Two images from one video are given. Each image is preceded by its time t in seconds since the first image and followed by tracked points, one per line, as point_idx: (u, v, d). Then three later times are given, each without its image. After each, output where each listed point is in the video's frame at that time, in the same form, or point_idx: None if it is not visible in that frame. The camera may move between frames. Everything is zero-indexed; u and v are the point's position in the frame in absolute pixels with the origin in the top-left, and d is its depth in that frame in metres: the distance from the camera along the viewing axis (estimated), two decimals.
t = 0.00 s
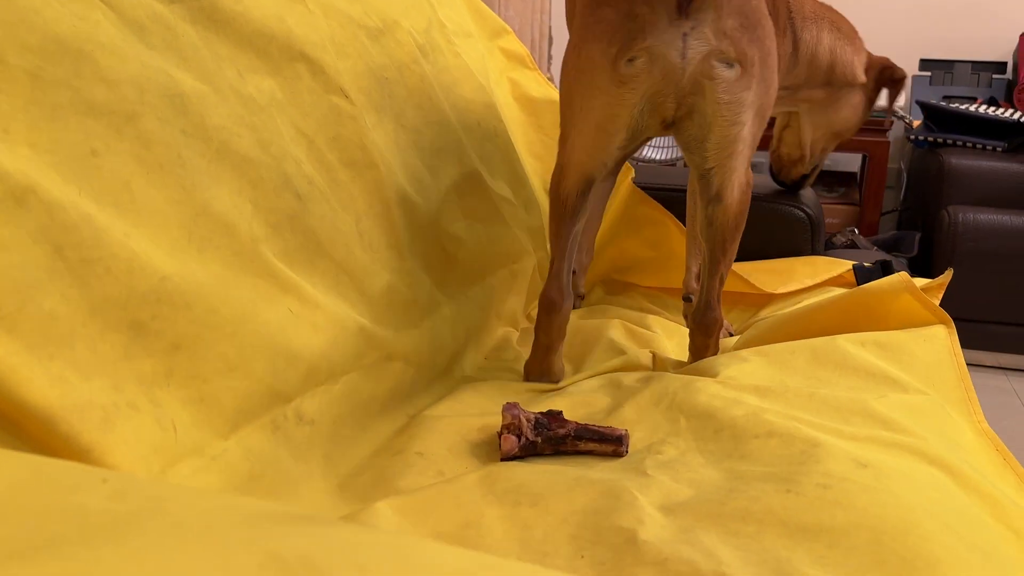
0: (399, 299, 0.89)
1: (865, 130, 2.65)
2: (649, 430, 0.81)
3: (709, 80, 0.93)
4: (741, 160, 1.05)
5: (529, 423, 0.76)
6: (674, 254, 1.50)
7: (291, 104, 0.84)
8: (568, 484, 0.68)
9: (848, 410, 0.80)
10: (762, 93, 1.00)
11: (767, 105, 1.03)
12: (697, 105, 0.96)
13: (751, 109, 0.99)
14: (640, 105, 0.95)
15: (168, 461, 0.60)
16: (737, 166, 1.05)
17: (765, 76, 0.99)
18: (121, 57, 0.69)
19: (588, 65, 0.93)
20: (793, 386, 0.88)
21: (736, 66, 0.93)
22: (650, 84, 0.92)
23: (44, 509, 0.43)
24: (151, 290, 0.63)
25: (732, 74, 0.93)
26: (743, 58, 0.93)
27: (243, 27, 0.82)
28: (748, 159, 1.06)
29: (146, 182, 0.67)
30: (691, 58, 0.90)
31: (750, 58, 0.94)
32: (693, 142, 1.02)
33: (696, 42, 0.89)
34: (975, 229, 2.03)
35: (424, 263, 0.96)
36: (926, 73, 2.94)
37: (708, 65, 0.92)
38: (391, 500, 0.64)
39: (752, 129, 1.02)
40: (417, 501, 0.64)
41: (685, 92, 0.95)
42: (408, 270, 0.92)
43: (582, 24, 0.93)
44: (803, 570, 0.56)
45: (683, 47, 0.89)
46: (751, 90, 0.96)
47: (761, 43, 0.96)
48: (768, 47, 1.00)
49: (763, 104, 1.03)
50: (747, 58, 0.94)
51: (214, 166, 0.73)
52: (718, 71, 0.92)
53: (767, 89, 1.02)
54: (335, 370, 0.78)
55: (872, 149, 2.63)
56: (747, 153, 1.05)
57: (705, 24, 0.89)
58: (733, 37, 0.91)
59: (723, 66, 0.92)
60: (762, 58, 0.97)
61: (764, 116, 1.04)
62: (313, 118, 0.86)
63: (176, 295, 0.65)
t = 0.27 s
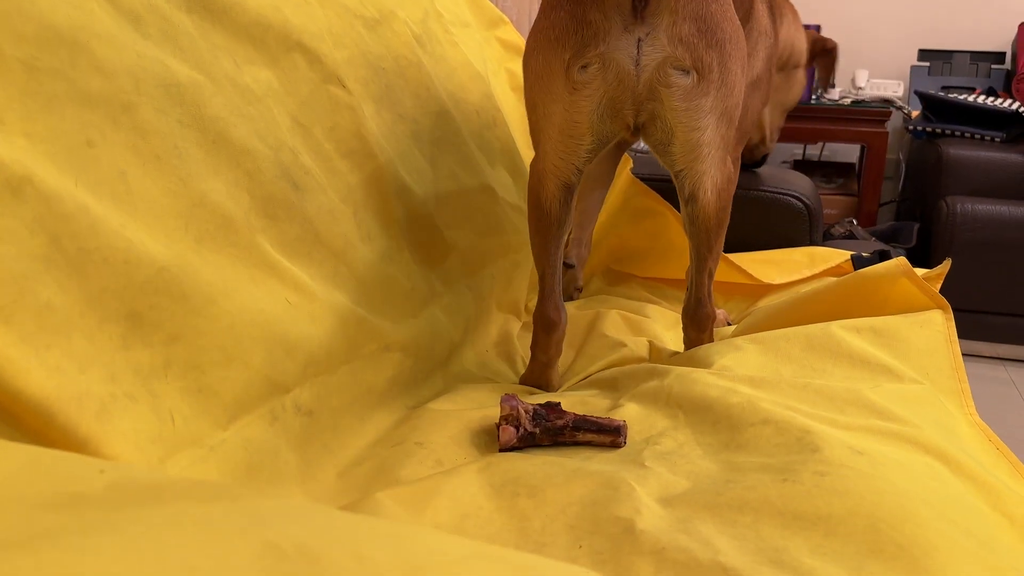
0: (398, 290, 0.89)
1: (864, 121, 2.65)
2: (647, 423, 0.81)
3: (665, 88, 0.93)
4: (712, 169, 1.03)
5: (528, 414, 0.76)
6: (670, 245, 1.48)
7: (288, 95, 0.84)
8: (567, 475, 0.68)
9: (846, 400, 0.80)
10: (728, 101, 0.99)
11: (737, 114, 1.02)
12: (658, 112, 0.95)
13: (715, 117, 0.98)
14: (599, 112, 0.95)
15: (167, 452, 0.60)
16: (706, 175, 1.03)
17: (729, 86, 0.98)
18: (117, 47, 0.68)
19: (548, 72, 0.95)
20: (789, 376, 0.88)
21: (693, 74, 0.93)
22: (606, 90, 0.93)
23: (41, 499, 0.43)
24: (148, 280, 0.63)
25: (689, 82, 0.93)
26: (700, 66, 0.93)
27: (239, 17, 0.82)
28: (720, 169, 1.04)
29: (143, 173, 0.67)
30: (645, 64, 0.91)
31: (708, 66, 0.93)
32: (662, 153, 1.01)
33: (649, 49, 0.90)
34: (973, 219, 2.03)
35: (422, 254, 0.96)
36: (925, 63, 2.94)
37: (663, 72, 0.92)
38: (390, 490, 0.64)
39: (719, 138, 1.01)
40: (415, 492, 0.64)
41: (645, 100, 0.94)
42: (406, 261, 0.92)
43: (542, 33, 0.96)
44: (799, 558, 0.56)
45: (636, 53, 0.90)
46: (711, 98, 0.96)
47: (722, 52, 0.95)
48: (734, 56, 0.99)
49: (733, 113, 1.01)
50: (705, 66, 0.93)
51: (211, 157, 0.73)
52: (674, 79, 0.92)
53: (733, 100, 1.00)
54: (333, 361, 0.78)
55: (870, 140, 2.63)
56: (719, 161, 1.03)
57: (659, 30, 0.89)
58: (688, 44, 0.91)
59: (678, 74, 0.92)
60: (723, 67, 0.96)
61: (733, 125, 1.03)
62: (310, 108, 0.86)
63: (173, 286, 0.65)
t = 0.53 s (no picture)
0: (398, 283, 0.89)
1: (864, 113, 2.64)
2: (648, 416, 0.81)
3: (666, 80, 0.93)
4: (714, 164, 1.02)
5: (529, 407, 0.76)
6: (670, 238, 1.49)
7: (288, 87, 0.84)
8: (568, 467, 0.68)
9: (847, 393, 0.81)
10: (729, 95, 0.99)
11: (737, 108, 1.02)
12: (659, 105, 0.95)
13: (716, 110, 0.98)
14: (601, 105, 0.95)
15: (168, 445, 0.60)
16: (708, 170, 1.03)
17: (731, 79, 0.98)
18: (115, 39, 0.68)
19: (549, 66, 0.95)
20: (789, 369, 0.89)
21: (694, 66, 0.93)
22: (607, 83, 0.93)
23: (43, 492, 0.43)
24: (149, 273, 0.63)
25: (689, 74, 0.93)
26: (701, 58, 0.93)
27: (239, 9, 0.81)
28: (722, 164, 1.03)
29: (142, 166, 0.67)
30: (646, 56, 0.91)
31: (709, 59, 0.93)
32: (665, 147, 1.01)
33: (651, 41, 0.90)
34: (973, 212, 2.04)
35: (423, 247, 0.96)
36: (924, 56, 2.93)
37: (665, 64, 0.92)
38: (392, 483, 0.64)
39: (720, 132, 1.00)
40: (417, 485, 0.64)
41: (646, 93, 0.94)
42: (407, 254, 0.92)
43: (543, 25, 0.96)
44: (800, 550, 0.56)
45: (638, 45, 0.90)
46: (712, 91, 0.96)
47: (723, 46, 0.95)
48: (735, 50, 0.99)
49: (733, 107, 1.01)
50: (706, 59, 0.93)
51: (211, 150, 0.73)
52: (675, 71, 0.92)
53: (734, 95, 1.00)
54: (334, 355, 0.78)
55: (870, 132, 2.63)
56: (720, 155, 1.03)
57: (661, 22, 0.89)
58: (689, 36, 0.91)
59: (680, 66, 0.92)
60: (724, 60, 0.96)
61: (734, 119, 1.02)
62: (310, 101, 0.85)
63: (174, 279, 0.65)
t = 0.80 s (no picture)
0: (398, 279, 0.88)
1: (863, 107, 2.64)
2: (648, 412, 0.81)
3: (647, 63, 0.93)
4: (699, 148, 1.02)
5: (528, 402, 0.76)
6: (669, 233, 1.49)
7: (285, 83, 0.83)
8: (568, 462, 0.68)
9: (847, 387, 0.81)
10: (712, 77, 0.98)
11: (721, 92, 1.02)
12: (640, 87, 0.96)
13: (698, 93, 0.98)
14: (583, 89, 0.95)
15: (169, 442, 0.60)
16: (693, 155, 1.03)
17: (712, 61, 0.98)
18: (114, 35, 0.68)
19: (530, 53, 0.94)
20: (788, 363, 0.89)
21: (673, 47, 0.93)
22: (588, 67, 0.93)
23: (44, 489, 0.44)
24: (148, 270, 0.63)
25: (668, 56, 0.93)
26: (681, 40, 0.93)
27: (237, 4, 0.81)
28: (708, 148, 1.03)
29: (140, 162, 0.67)
30: (626, 39, 0.91)
31: (689, 41, 0.93)
32: (646, 130, 1.02)
33: (630, 23, 0.90)
34: (972, 206, 2.04)
35: (422, 242, 0.95)
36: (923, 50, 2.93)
37: (645, 46, 0.92)
38: (391, 479, 0.64)
39: (705, 116, 1.00)
40: (417, 480, 0.64)
41: (627, 75, 0.94)
42: (406, 250, 0.92)
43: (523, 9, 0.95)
44: (800, 544, 0.57)
45: (618, 29, 0.90)
46: (693, 73, 0.96)
47: (704, 28, 0.95)
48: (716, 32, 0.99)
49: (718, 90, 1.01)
50: (685, 41, 0.93)
51: (210, 146, 0.73)
52: (655, 53, 0.92)
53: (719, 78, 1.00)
54: (334, 351, 0.78)
55: (869, 126, 2.63)
56: (704, 137, 1.02)
57: (640, 4, 0.89)
58: (668, 19, 0.91)
59: (659, 48, 0.92)
60: (705, 42, 0.95)
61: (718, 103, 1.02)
62: (308, 96, 0.85)
63: (173, 275, 0.65)
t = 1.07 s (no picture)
0: (395, 276, 0.88)
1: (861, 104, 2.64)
2: (645, 410, 0.81)
3: (614, 40, 0.93)
4: (671, 120, 1.03)
5: (526, 399, 0.76)
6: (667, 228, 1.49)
7: (281, 80, 0.83)
8: (565, 458, 0.68)
9: (843, 383, 0.81)
10: (680, 49, 0.99)
11: (692, 63, 1.02)
12: (609, 66, 0.96)
13: (667, 66, 0.98)
14: (553, 68, 0.94)
15: (165, 439, 0.60)
16: (665, 126, 1.04)
17: (679, 34, 0.98)
18: (109, 32, 0.68)
19: (499, 34, 0.95)
20: (785, 360, 0.89)
21: (639, 24, 0.93)
22: (556, 47, 0.93)
23: (39, 487, 0.43)
24: (144, 267, 0.63)
25: (635, 33, 0.93)
26: (646, 18, 0.93)
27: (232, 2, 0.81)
28: (680, 119, 1.04)
29: (136, 159, 0.66)
30: (592, 16, 0.91)
31: (655, 18, 0.93)
32: (620, 104, 1.02)
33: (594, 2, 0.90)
34: (970, 202, 2.03)
35: (420, 239, 0.95)
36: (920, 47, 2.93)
37: (610, 24, 0.92)
38: (388, 475, 0.64)
39: (675, 87, 1.01)
40: (414, 477, 0.64)
41: (596, 53, 0.94)
42: (403, 247, 0.91)
43: None
44: (797, 540, 0.57)
45: (582, 7, 0.90)
46: (660, 48, 0.96)
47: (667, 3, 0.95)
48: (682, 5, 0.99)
49: (687, 62, 1.01)
50: (651, 18, 0.93)
51: (206, 143, 0.73)
52: (621, 31, 0.92)
53: (686, 49, 1.00)
54: (331, 348, 0.77)
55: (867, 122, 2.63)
56: (677, 109, 1.03)
57: None
58: None
59: (625, 26, 0.92)
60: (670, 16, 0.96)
61: (689, 75, 1.02)
62: (304, 93, 0.85)
63: (169, 272, 0.65)
